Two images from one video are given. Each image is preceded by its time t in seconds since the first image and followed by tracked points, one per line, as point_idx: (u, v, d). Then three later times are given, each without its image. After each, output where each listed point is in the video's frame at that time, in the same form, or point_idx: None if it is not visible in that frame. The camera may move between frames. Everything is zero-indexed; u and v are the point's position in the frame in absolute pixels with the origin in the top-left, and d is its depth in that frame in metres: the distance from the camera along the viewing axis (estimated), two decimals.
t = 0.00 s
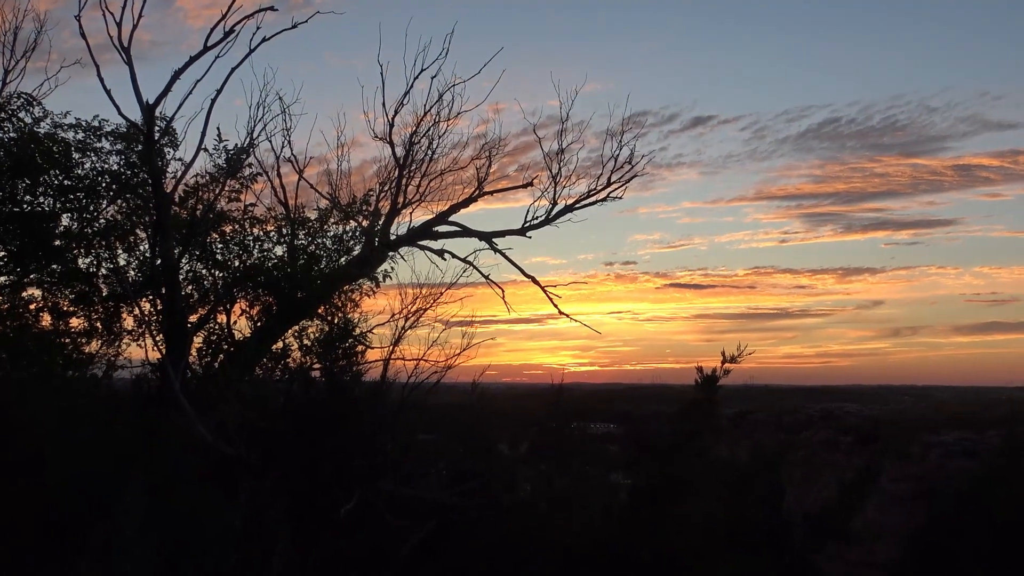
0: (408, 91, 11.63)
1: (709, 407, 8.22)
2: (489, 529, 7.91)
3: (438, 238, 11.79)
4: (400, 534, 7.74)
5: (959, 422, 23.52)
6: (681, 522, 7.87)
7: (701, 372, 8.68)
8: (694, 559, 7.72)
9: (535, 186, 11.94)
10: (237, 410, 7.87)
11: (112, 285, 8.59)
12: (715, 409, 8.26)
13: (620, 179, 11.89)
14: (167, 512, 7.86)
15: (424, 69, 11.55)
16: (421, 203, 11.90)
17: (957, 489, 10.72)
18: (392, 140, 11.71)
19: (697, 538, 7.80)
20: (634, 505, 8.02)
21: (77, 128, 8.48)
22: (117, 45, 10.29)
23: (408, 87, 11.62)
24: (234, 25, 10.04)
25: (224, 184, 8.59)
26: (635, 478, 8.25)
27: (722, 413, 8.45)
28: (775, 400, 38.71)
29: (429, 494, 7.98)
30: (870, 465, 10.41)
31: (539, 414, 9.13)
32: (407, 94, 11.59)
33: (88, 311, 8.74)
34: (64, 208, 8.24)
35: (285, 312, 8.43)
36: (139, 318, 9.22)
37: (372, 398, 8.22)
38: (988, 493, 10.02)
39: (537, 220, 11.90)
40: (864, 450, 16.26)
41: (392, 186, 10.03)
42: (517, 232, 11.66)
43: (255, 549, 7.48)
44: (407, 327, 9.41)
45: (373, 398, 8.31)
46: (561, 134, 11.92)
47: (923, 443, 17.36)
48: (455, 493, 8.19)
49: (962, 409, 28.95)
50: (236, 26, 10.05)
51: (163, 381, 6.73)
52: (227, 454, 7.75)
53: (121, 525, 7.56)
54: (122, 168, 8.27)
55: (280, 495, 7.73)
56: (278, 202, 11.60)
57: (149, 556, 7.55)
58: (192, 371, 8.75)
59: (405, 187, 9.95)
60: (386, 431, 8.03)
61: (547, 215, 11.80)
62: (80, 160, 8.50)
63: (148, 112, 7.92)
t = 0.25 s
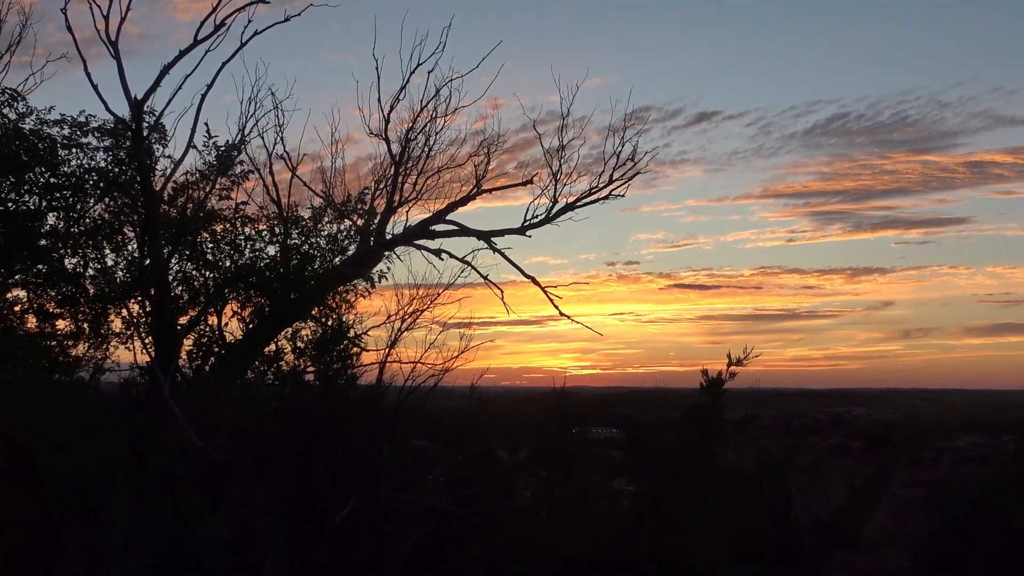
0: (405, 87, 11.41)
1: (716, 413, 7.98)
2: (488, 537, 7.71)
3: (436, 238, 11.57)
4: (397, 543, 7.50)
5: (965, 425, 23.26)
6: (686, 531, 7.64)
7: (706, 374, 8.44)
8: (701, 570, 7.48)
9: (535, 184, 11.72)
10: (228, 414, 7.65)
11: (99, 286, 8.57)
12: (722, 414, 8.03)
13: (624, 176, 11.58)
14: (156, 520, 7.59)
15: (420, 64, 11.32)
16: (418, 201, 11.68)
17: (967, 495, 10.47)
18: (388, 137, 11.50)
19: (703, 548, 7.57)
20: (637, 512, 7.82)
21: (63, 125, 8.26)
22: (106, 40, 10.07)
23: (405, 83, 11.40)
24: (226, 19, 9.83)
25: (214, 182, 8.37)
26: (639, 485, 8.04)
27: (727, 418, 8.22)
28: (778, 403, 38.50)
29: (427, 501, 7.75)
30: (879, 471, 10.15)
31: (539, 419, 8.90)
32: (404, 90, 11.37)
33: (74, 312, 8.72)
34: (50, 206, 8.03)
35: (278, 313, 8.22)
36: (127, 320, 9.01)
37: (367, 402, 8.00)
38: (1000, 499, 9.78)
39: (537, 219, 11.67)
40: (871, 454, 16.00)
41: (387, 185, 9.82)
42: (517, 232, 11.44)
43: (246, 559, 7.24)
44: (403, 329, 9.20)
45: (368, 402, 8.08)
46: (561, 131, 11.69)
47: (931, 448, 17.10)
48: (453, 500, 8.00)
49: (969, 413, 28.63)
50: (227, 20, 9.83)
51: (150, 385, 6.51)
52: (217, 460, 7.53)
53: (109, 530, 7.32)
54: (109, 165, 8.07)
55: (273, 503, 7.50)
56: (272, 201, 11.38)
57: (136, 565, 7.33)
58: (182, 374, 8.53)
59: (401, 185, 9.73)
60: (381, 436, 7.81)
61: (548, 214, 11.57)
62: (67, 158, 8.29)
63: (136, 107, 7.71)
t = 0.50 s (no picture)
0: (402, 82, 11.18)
1: (724, 417, 7.80)
2: (490, 546, 7.49)
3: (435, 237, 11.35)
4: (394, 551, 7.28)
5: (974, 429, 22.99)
6: (692, 539, 7.44)
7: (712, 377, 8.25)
8: None
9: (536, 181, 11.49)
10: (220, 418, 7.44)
11: (88, 287, 8.23)
12: (729, 419, 7.85)
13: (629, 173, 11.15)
14: (147, 528, 7.34)
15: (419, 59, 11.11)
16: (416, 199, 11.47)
17: (978, 501, 10.29)
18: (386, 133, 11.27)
19: (710, 556, 7.38)
20: (643, 520, 7.65)
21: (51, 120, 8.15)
22: (97, 34, 9.86)
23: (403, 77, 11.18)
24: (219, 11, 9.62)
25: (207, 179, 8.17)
26: (644, 491, 7.87)
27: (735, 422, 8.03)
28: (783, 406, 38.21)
29: (426, 508, 7.53)
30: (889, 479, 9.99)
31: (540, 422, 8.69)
32: (401, 85, 11.16)
33: (62, 314, 8.37)
34: (37, 204, 7.82)
35: (272, 314, 8.02)
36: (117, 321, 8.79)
37: (364, 405, 7.78)
38: (1013, 506, 9.62)
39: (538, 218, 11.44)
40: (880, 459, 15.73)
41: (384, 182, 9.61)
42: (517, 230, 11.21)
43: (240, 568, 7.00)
44: (401, 331, 9.00)
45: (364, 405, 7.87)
46: (563, 127, 11.45)
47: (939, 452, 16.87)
48: (452, 507, 7.77)
49: (978, 417, 28.34)
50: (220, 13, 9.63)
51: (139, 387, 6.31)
52: (210, 466, 7.32)
53: (97, 538, 7.07)
54: (99, 162, 7.87)
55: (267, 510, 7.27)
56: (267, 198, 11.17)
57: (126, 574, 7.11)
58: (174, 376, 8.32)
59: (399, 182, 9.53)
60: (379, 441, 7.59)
61: (549, 212, 11.36)
62: (55, 155, 8.09)
63: (126, 102, 7.52)
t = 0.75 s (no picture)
0: (401, 78, 10.98)
1: (731, 424, 7.66)
2: (490, 555, 7.24)
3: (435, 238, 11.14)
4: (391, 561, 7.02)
5: (984, 435, 22.70)
6: (698, 548, 7.24)
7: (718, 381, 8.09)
8: None
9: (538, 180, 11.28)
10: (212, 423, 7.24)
11: (77, 288, 8.09)
12: (736, 425, 7.71)
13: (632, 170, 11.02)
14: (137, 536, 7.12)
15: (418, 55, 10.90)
16: (415, 198, 11.25)
17: (992, 510, 10.03)
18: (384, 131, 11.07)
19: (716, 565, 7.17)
20: (646, 527, 7.49)
21: (39, 118, 7.98)
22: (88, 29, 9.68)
23: (401, 73, 10.97)
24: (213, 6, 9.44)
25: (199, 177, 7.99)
26: (647, 498, 7.72)
27: (742, 428, 7.87)
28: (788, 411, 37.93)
29: (424, 515, 7.29)
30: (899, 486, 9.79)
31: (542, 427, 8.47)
32: (399, 81, 10.96)
33: (51, 316, 8.27)
34: (25, 203, 7.64)
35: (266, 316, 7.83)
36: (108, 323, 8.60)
37: (361, 410, 7.57)
38: None
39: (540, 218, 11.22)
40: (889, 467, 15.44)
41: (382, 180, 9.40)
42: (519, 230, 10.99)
43: None
44: (399, 333, 8.79)
45: (360, 410, 7.66)
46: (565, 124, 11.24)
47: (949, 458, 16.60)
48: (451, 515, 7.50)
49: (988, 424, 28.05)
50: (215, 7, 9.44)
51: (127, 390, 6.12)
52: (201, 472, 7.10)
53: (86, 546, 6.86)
54: (88, 160, 7.69)
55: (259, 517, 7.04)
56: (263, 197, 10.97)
57: None
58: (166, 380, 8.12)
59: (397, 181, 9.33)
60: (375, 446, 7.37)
61: (551, 211, 11.14)
62: (44, 153, 7.92)
63: (115, 98, 7.34)
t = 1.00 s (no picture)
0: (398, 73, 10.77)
1: (738, 428, 7.65)
2: (491, 564, 6.97)
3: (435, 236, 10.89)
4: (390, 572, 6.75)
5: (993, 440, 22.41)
6: (707, 558, 7.00)
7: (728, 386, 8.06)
8: None
9: (540, 177, 11.06)
10: (204, 428, 7.00)
11: (64, 288, 7.89)
12: (744, 430, 7.70)
13: (637, 167, 10.79)
14: (124, 545, 6.84)
15: (417, 49, 10.69)
16: (414, 195, 11.04)
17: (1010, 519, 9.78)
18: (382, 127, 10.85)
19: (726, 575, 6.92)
20: (653, 536, 7.25)
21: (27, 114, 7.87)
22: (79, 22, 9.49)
23: (399, 68, 10.76)
24: None
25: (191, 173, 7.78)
26: (654, 505, 7.50)
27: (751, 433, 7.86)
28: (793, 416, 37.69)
29: (423, 523, 7.03)
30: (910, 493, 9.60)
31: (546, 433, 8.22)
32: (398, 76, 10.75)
33: (38, 316, 8.04)
34: (11, 201, 7.42)
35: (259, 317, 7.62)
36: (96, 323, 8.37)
37: (357, 413, 7.35)
38: None
39: (543, 216, 10.99)
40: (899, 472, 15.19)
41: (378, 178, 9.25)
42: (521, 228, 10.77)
43: None
44: (396, 335, 8.58)
45: (358, 414, 7.40)
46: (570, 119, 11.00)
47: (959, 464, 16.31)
48: (452, 523, 7.22)
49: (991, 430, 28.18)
50: None
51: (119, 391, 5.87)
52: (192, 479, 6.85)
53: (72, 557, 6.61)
54: (76, 156, 7.49)
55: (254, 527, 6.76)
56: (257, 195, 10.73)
57: None
58: (157, 383, 7.88)
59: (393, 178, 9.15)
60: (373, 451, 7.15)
61: (554, 209, 10.92)
62: (31, 149, 7.71)
63: (104, 91, 7.13)
